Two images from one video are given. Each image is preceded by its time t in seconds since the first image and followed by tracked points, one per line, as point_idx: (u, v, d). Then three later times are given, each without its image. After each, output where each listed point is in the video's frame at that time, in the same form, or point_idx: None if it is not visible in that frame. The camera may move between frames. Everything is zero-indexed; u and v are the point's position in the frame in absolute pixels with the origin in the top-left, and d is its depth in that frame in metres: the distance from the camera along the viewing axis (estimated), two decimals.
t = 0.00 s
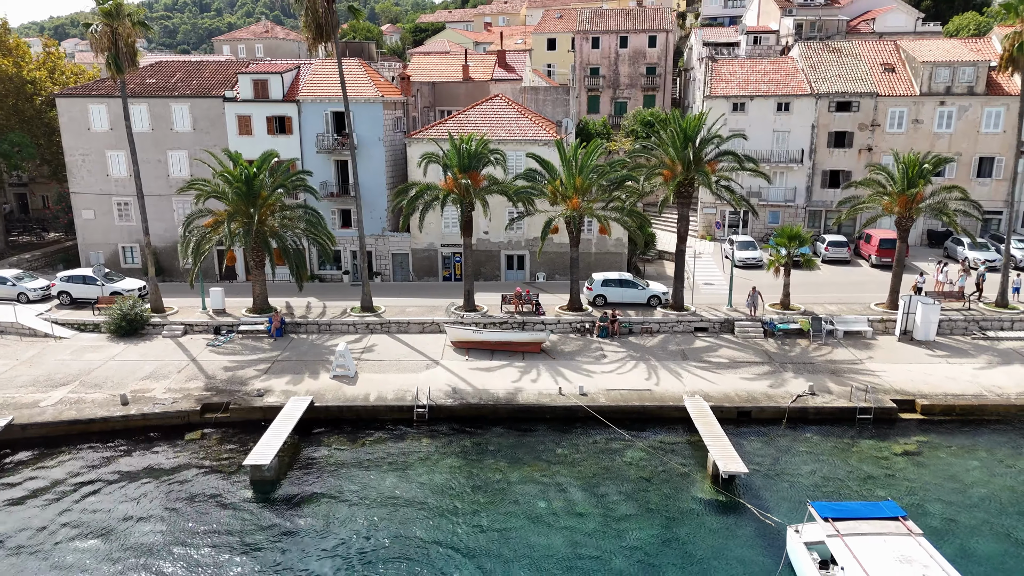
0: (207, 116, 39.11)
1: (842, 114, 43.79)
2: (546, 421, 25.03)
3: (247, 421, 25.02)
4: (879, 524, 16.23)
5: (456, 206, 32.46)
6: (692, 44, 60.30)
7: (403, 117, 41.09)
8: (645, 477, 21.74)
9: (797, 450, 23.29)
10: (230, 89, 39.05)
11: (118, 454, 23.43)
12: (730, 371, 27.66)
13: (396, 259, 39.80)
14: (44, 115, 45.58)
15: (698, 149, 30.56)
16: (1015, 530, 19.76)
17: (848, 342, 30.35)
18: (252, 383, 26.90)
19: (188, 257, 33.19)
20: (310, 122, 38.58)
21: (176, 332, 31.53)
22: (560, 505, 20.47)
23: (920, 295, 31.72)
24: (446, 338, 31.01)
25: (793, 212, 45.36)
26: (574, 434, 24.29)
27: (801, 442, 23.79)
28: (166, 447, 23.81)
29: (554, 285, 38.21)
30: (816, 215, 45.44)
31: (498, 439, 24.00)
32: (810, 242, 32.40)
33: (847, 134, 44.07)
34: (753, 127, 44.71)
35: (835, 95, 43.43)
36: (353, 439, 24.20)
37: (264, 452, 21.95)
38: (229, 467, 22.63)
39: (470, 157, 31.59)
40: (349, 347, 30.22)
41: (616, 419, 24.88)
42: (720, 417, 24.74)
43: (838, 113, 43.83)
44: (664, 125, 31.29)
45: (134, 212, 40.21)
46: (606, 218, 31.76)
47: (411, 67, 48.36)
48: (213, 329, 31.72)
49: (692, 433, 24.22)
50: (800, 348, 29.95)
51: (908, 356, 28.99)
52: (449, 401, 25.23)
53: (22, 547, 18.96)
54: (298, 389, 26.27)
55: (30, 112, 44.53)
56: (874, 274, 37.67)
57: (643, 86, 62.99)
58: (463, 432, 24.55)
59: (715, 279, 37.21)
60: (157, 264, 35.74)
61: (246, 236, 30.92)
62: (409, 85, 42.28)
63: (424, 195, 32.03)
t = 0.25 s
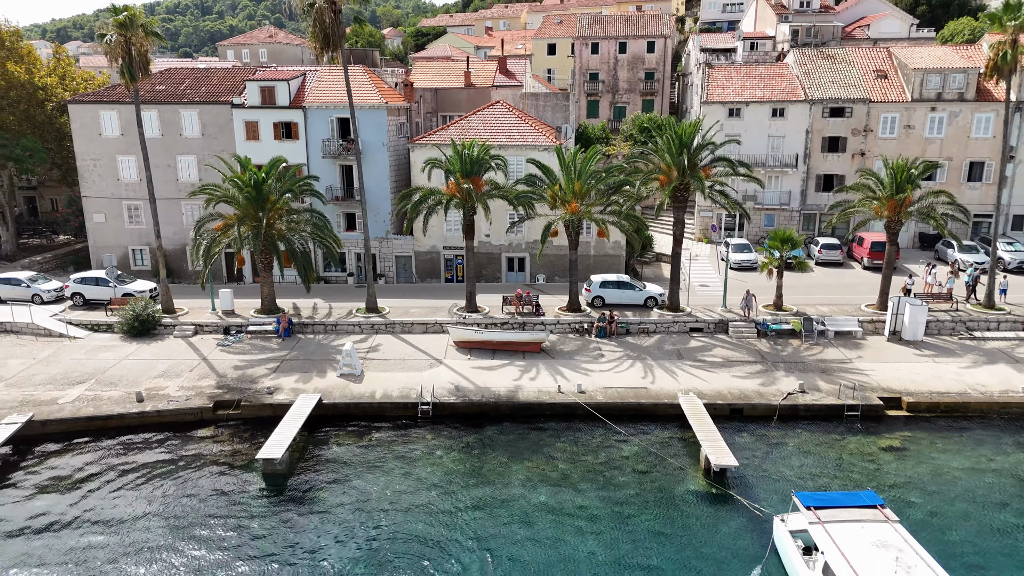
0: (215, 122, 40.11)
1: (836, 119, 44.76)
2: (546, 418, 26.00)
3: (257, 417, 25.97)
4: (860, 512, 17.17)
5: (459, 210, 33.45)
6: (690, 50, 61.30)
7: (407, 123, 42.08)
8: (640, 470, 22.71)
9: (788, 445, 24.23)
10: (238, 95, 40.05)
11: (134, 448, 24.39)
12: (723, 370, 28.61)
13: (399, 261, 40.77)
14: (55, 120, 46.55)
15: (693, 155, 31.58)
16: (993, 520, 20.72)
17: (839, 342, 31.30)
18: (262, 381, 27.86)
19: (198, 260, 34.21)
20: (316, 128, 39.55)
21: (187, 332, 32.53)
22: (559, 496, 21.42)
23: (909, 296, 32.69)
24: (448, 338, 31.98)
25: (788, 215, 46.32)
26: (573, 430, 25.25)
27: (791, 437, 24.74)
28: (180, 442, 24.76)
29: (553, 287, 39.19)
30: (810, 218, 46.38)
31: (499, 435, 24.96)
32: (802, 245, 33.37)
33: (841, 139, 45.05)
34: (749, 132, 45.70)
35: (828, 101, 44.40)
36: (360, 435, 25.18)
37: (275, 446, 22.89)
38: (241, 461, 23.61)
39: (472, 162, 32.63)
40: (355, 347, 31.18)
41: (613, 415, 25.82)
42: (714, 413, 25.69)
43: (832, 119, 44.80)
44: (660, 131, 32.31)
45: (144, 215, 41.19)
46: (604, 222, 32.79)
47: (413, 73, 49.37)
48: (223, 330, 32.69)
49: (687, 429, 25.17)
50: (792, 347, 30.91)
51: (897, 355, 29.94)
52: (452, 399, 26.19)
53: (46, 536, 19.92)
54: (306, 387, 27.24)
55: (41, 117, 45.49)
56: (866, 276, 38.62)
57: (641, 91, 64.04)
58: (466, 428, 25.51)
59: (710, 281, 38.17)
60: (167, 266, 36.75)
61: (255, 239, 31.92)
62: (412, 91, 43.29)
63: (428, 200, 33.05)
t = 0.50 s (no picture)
0: (223, 128, 41.13)
1: (830, 125, 45.75)
2: (545, 415, 26.98)
3: (267, 415, 26.97)
4: (842, 502, 18.16)
5: (461, 215, 34.47)
6: (688, 56, 62.32)
7: (410, 129, 43.10)
8: (636, 465, 23.69)
9: (778, 441, 25.20)
10: (246, 102, 41.07)
11: (149, 445, 25.38)
12: (717, 370, 29.58)
13: (403, 264, 41.76)
14: (66, 126, 47.66)
15: (688, 161, 32.67)
16: (972, 512, 21.67)
17: (830, 343, 32.26)
18: (271, 380, 28.86)
19: (209, 263, 35.23)
20: (321, 134, 40.56)
21: (198, 333, 33.54)
22: (558, 489, 22.38)
23: (898, 298, 33.66)
24: (451, 339, 32.96)
25: (783, 219, 47.27)
26: (572, 427, 26.23)
27: (781, 434, 25.71)
28: (194, 439, 25.76)
29: (553, 289, 40.18)
30: (805, 222, 47.35)
31: (501, 432, 25.94)
32: (794, 249, 34.35)
33: (834, 144, 46.04)
34: (744, 138, 46.69)
35: (822, 107, 45.39)
36: (366, 432, 26.18)
37: (286, 441, 23.89)
38: (253, 457, 24.61)
39: (473, 168, 33.68)
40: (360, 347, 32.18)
41: (611, 413, 26.78)
42: (707, 411, 26.67)
43: (826, 125, 45.80)
44: (656, 138, 33.36)
45: (153, 219, 42.21)
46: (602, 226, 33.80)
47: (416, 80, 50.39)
48: (232, 331, 33.70)
49: (681, 426, 26.14)
50: (784, 348, 31.89)
51: (886, 355, 30.90)
52: (455, 397, 27.18)
53: (69, 529, 20.92)
54: (314, 386, 28.25)
55: (53, 123, 46.60)
56: (858, 279, 39.59)
57: (640, 96, 65.08)
58: (468, 425, 26.48)
59: (706, 283, 39.16)
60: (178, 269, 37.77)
61: (263, 242, 32.95)
62: (415, 98, 44.33)
63: (431, 205, 34.08)
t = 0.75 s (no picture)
0: (231, 134, 42.16)
1: (824, 131, 46.78)
2: (545, 413, 27.96)
3: (277, 413, 27.95)
4: (826, 494, 19.13)
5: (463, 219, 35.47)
6: (686, 63, 63.39)
7: (413, 135, 44.15)
8: (632, 460, 24.67)
9: (769, 438, 26.17)
10: (253, 110, 42.12)
11: (163, 442, 26.37)
12: (712, 370, 30.55)
13: (406, 267, 42.73)
14: (77, 132, 48.51)
15: (684, 168, 33.75)
16: (954, 505, 22.64)
17: (822, 344, 33.24)
18: (280, 380, 29.85)
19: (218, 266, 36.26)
20: (327, 141, 41.58)
21: (208, 334, 34.54)
22: (557, 484, 23.35)
23: (888, 301, 34.65)
24: (454, 340, 33.95)
25: (778, 223, 48.23)
26: (570, 425, 27.21)
27: (772, 431, 26.69)
28: (207, 437, 26.73)
29: (553, 292, 41.18)
30: (800, 226, 48.33)
31: (503, 429, 26.92)
32: (787, 252, 35.35)
33: (828, 150, 47.07)
34: (740, 143, 47.72)
35: (816, 114, 46.43)
36: (372, 430, 27.15)
37: (296, 438, 24.87)
38: (264, 453, 25.60)
39: (476, 174, 34.68)
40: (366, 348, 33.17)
41: (608, 411, 27.76)
42: (701, 410, 27.64)
43: (820, 131, 46.82)
44: (652, 145, 34.42)
45: (163, 224, 43.24)
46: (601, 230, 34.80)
47: (419, 87, 51.45)
48: (241, 332, 34.68)
49: (676, 423, 27.11)
50: (777, 349, 32.88)
51: (875, 356, 31.87)
52: (458, 395, 28.17)
53: (88, 522, 21.87)
54: (322, 385, 29.24)
55: (64, 129, 47.58)
56: (851, 282, 40.58)
57: (639, 102, 66.12)
58: (471, 423, 27.47)
59: (702, 286, 40.14)
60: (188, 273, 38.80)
61: (272, 246, 33.97)
62: (418, 105, 45.39)
63: (435, 210, 35.09)
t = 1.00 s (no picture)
0: (239, 140, 43.19)
1: (818, 136, 47.82)
2: (545, 411, 28.98)
3: (286, 411, 28.97)
4: (812, 485, 20.17)
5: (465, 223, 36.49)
6: (683, 68, 64.41)
7: (416, 140, 45.16)
8: (628, 455, 25.70)
9: (761, 434, 27.19)
10: (260, 116, 43.15)
11: (177, 438, 27.39)
12: (707, 369, 31.57)
13: (409, 269, 43.72)
14: (87, 137, 49.51)
15: (680, 173, 34.82)
16: (936, 497, 23.66)
17: (814, 344, 34.26)
18: (289, 378, 30.87)
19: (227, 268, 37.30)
20: (332, 146, 42.58)
21: (217, 334, 35.57)
22: (557, 477, 24.37)
23: (878, 302, 35.69)
24: (456, 340, 34.96)
25: (773, 226, 49.21)
26: (569, 421, 28.23)
27: (764, 427, 27.71)
28: (219, 433, 27.74)
29: (552, 293, 42.19)
30: (794, 229, 49.34)
31: (504, 426, 27.94)
32: (780, 255, 36.36)
33: (822, 155, 48.09)
34: (736, 148, 48.74)
35: (810, 120, 47.46)
36: (378, 426, 28.17)
37: (306, 433, 25.90)
38: (275, 449, 26.62)
39: (477, 179, 35.69)
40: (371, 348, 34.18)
41: (606, 408, 28.77)
42: (696, 407, 28.67)
43: (814, 136, 47.85)
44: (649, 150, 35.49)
45: (172, 227, 44.26)
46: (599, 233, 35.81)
47: (421, 92, 52.47)
48: (250, 332, 35.70)
49: (671, 420, 28.13)
50: (770, 348, 33.90)
51: (864, 356, 32.91)
52: (461, 393, 29.19)
53: (108, 513, 22.90)
54: (329, 384, 30.25)
55: (74, 134, 48.58)
56: (843, 283, 41.61)
57: (637, 106, 67.13)
58: (473, 420, 28.49)
59: (698, 288, 41.17)
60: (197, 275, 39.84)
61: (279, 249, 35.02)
62: (421, 111, 46.46)
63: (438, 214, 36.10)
